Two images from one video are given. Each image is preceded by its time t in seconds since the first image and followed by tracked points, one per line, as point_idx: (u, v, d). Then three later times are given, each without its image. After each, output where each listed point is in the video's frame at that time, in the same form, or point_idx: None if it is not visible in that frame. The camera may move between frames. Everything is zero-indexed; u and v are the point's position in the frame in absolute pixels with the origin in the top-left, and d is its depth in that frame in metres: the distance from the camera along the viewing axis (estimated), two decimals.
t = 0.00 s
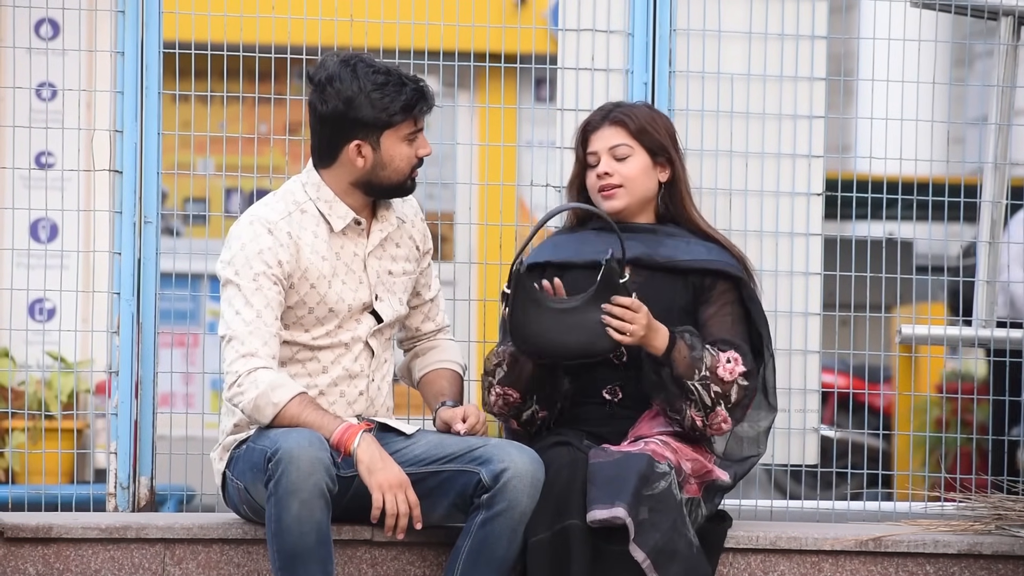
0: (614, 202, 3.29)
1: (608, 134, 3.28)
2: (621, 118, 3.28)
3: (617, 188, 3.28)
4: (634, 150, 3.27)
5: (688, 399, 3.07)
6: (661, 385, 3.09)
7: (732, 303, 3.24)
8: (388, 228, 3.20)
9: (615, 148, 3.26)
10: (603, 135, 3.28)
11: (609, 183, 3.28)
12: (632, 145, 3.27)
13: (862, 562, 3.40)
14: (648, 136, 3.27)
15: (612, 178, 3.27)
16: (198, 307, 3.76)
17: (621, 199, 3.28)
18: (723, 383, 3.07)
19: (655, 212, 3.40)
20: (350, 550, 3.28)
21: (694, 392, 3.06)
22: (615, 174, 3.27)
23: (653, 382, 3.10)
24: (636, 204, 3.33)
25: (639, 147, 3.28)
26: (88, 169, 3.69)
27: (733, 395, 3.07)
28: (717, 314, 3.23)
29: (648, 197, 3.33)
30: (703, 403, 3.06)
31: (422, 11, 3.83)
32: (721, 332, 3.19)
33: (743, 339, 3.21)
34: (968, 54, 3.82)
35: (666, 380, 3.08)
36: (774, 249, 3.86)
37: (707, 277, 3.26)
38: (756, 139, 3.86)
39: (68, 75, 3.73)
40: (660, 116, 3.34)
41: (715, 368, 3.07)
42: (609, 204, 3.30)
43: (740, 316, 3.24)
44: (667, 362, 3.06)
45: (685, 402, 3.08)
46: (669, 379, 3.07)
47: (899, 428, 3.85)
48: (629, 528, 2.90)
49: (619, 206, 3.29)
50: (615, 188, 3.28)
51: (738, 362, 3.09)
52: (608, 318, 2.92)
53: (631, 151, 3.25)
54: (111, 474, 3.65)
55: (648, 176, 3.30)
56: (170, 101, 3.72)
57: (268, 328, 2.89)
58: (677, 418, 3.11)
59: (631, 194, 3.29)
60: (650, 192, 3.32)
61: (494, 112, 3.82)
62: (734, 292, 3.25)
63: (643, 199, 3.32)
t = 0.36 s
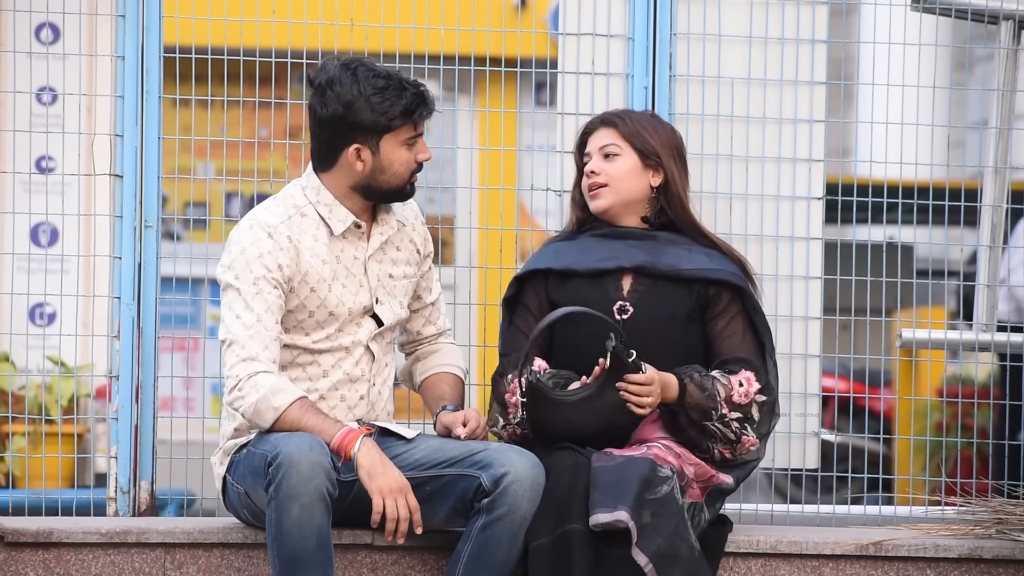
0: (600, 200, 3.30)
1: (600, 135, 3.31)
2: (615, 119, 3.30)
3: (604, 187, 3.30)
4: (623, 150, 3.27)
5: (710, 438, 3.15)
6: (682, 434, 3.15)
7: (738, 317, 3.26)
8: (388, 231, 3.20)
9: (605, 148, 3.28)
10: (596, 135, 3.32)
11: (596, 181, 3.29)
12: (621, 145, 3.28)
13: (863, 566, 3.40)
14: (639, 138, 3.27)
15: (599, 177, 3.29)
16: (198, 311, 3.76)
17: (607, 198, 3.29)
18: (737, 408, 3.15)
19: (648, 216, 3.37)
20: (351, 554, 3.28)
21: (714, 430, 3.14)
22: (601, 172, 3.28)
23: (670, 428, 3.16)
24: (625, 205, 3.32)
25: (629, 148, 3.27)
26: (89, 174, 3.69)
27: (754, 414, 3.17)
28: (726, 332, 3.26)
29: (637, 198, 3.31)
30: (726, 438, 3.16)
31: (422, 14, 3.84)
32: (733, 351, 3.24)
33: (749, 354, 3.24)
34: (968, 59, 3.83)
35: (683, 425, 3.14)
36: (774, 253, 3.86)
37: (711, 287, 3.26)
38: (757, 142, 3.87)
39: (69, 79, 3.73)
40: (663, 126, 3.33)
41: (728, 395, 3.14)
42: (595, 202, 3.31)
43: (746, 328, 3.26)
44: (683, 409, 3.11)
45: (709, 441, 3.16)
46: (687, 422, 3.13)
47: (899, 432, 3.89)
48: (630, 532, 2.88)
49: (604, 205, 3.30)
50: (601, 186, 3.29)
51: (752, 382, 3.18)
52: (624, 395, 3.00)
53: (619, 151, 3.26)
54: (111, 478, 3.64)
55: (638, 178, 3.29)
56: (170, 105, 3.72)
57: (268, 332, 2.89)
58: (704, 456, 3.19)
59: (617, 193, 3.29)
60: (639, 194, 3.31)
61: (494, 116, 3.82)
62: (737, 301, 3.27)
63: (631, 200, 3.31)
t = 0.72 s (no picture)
0: (595, 207, 3.30)
1: (595, 141, 3.31)
2: (609, 125, 3.30)
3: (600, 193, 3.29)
4: (618, 156, 3.27)
5: (709, 450, 3.16)
6: (682, 443, 3.16)
7: (736, 330, 3.27)
8: (388, 233, 3.20)
9: (601, 154, 3.28)
10: (591, 141, 3.31)
11: (591, 188, 3.29)
12: (616, 151, 3.27)
13: (863, 567, 3.40)
14: (634, 144, 3.27)
15: (594, 184, 3.28)
16: (199, 313, 3.74)
17: (603, 204, 3.29)
18: (736, 421, 3.16)
19: (643, 222, 3.38)
20: (351, 555, 3.28)
21: (714, 442, 3.15)
22: (597, 179, 3.27)
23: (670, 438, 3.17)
24: (621, 211, 3.32)
25: (624, 154, 3.27)
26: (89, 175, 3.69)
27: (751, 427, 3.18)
28: (724, 344, 3.26)
29: (633, 204, 3.31)
30: (726, 449, 3.17)
31: (423, 15, 3.84)
32: (729, 365, 3.24)
33: (747, 366, 3.25)
34: (969, 60, 3.84)
35: (682, 437, 3.15)
36: (775, 255, 3.86)
37: (710, 299, 3.27)
38: (758, 144, 3.87)
39: (69, 82, 3.73)
40: (657, 127, 3.33)
41: (726, 409, 3.15)
42: (591, 209, 3.30)
43: (745, 341, 3.27)
44: (682, 420, 3.13)
45: (709, 452, 3.17)
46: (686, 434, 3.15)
47: (899, 434, 3.87)
48: (630, 534, 2.88)
49: (600, 212, 3.30)
50: (597, 193, 3.29)
51: (750, 398, 3.18)
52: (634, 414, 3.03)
53: (615, 157, 3.26)
54: (111, 479, 3.64)
55: (633, 184, 3.29)
56: (170, 106, 3.71)
57: (268, 334, 2.89)
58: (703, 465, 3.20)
59: (612, 199, 3.29)
60: (635, 200, 3.31)
61: (495, 118, 3.82)
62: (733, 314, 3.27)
63: (627, 206, 3.31)
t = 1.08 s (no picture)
0: (597, 210, 3.30)
1: (597, 143, 3.30)
2: (610, 128, 3.30)
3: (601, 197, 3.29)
4: (620, 160, 3.26)
5: (710, 450, 3.17)
6: (682, 443, 3.17)
7: (736, 332, 3.27)
8: (388, 234, 3.20)
9: (603, 157, 3.28)
10: (593, 144, 3.31)
11: (593, 192, 3.29)
12: (618, 155, 3.27)
13: (863, 567, 3.40)
14: (635, 147, 3.27)
15: (596, 188, 3.28)
16: (199, 313, 3.75)
17: (604, 208, 3.29)
18: (736, 423, 3.16)
19: (644, 224, 3.38)
20: (351, 556, 3.28)
21: (714, 443, 3.16)
22: (598, 183, 3.27)
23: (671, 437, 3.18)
24: (622, 214, 3.32)
25: (626, 157, 3.27)
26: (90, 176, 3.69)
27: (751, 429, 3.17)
28: (724, 346, 3.26)
29: (634, 207, 3.31)
30: (726, 450, 3.17)
31: (423, 16, 3.84)
32: (729, 366, 3.25)
33: (747, 369, 3.26)
34: (969, 61, 3.83)
35: (683, 437, 3.16)
36: (775, 255, 3.86)
37: (710, 300, 3.26)
38: (758, 144, 3.87)
39: (69, 82, 3.73)
40: (658, 129, 3.32)
41: (727, 411, 3.14)
42: (592, 211, 3.30)
43: (745, 344, 3.27)
44: (682, 421, 3.14)
45: (710, 452, 3.17)
46: (687, 434, 3.15)
47: (900, 434, 3.86)
48: (631, 534, 2.87)
49: (601, 215, 3.30)
50: (598, 196, 3.29)
51: (749, 399, 3.18)
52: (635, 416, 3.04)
53: (617, 161, 3.25)
54: (112, 479, 3.64)
55: (634, 187, 3.28)
56: (171, 107, 3.71)
57: (268, 335, 2.89)
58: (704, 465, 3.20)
59: (613, 203, 3.28)
60: (636, 203, 3.31)
61: (495, 118, 3.83)
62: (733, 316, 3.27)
63: (628, 209, 3.31)
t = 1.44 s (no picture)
0: (597, 209, 3.30)
1: (597, 143, 3.30)
2: (610, 128, 3.30)
3: (601, 196, 3.29)
4: (620, 160, 3.26)
5: (709, 449, 3.17)
6: (682, 441, 3.17)
7: (735, 331, 3.27)
8: (387, 232, 3.20)
9: (603, 156, 3.28)
10: (592, 143, 3.31)
11: (593, 192, 3.29)
12: (618, 155, 3.27)
13: (863, 566, 3.40)
14: (635, 146, 3.27)
15: (596, 187, 3.28)
16: (199, 311, 3.75)
17: (604, 207, 3.29)
18: (735, 421, 3.16)
19: (643, 223, 3.38)
20: (351, 554, 3.28)
21: (714, 442, 3.16)
22: (598, 183, 3.27)
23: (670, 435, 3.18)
24: (622, 213, 3.32)
25: (626, 157, 3.27)
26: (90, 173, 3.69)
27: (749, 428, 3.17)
28: (723, 346, 3.26)
29: (634, 206, 3.31)
30: (725, 448, 3.17)
31: (423, 14, 3.84)
32: (728, 365, 3.25)
33: (746, 368, 3.26)
34: (968, 59, 3.83)
35: (682, 435, 3.16)
36: (775, 254, 3.86)
37: (708, 297, 3.26)
38: (758, 143, 3.87)
39: (70, 80, 3.73)
40: (657, 128, 3.32)
41: (726, 409, 3.14)
42: (592, 211, 3.30)
43: (745, 344, 3.27)
44: (682, 419, 3.14)
45: (709, 450, 3.17)
46: (686, 432, 3.15)
47: (900, 432, 3.86)
48: (630, 532, 2.88)
49: (601, 214, 3.29)
50: (598, 196, 3.29)
51: (748, 398, 3.18)
52: (635, 414, 3.05)
53: (617, 161, 3.26)
54: (111, 477, 3.64)
55: (634, 186, 3.29)
56: (170, 105, 3.71)
57: (268, 333, 2.89)
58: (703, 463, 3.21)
59: (613, 202, 3.28)
60: (636, 202, 3.31)
61: (495, 116, 3.83)
62: (733, 315, 3.27)
63: (628, 208, 3.31)
